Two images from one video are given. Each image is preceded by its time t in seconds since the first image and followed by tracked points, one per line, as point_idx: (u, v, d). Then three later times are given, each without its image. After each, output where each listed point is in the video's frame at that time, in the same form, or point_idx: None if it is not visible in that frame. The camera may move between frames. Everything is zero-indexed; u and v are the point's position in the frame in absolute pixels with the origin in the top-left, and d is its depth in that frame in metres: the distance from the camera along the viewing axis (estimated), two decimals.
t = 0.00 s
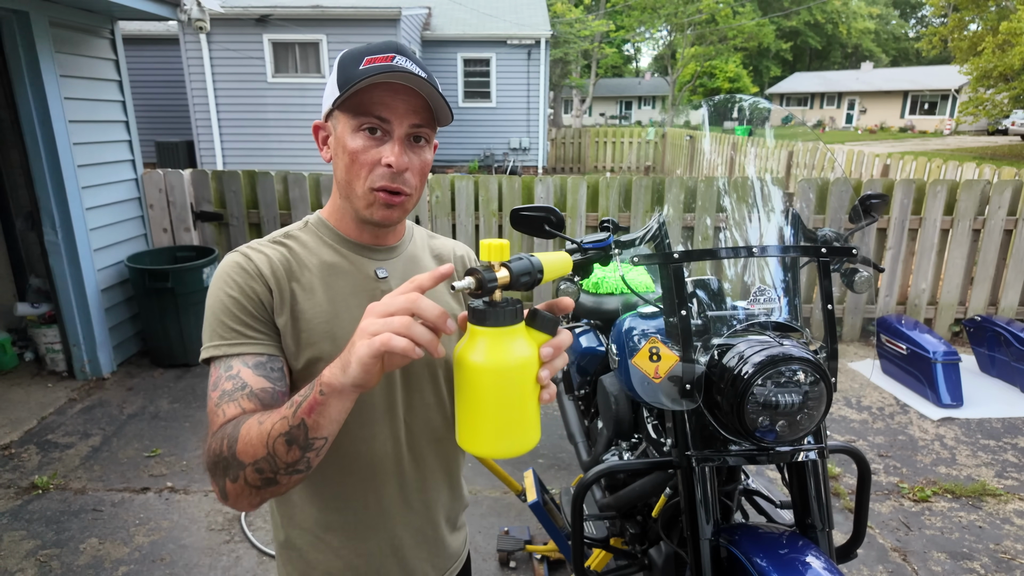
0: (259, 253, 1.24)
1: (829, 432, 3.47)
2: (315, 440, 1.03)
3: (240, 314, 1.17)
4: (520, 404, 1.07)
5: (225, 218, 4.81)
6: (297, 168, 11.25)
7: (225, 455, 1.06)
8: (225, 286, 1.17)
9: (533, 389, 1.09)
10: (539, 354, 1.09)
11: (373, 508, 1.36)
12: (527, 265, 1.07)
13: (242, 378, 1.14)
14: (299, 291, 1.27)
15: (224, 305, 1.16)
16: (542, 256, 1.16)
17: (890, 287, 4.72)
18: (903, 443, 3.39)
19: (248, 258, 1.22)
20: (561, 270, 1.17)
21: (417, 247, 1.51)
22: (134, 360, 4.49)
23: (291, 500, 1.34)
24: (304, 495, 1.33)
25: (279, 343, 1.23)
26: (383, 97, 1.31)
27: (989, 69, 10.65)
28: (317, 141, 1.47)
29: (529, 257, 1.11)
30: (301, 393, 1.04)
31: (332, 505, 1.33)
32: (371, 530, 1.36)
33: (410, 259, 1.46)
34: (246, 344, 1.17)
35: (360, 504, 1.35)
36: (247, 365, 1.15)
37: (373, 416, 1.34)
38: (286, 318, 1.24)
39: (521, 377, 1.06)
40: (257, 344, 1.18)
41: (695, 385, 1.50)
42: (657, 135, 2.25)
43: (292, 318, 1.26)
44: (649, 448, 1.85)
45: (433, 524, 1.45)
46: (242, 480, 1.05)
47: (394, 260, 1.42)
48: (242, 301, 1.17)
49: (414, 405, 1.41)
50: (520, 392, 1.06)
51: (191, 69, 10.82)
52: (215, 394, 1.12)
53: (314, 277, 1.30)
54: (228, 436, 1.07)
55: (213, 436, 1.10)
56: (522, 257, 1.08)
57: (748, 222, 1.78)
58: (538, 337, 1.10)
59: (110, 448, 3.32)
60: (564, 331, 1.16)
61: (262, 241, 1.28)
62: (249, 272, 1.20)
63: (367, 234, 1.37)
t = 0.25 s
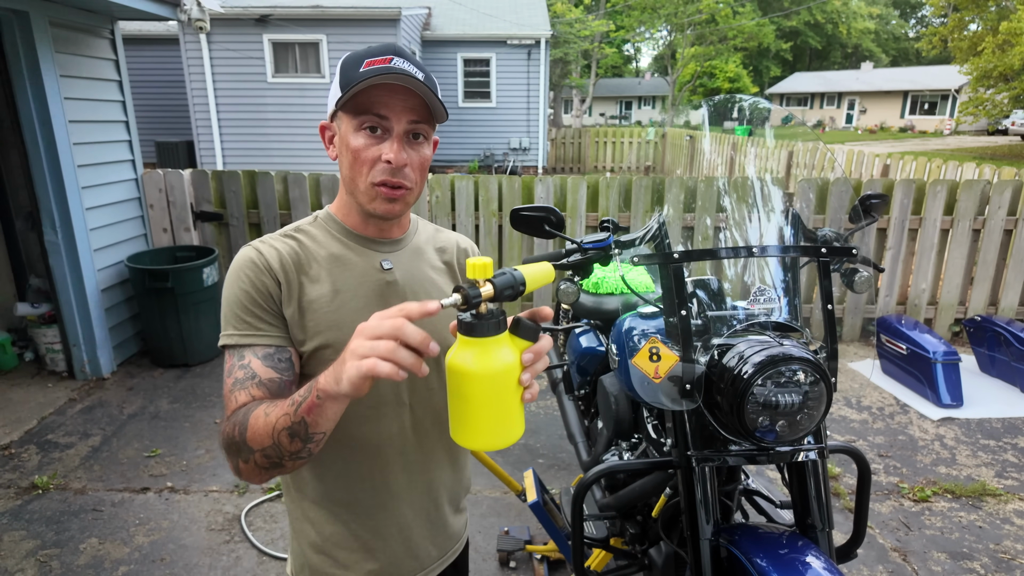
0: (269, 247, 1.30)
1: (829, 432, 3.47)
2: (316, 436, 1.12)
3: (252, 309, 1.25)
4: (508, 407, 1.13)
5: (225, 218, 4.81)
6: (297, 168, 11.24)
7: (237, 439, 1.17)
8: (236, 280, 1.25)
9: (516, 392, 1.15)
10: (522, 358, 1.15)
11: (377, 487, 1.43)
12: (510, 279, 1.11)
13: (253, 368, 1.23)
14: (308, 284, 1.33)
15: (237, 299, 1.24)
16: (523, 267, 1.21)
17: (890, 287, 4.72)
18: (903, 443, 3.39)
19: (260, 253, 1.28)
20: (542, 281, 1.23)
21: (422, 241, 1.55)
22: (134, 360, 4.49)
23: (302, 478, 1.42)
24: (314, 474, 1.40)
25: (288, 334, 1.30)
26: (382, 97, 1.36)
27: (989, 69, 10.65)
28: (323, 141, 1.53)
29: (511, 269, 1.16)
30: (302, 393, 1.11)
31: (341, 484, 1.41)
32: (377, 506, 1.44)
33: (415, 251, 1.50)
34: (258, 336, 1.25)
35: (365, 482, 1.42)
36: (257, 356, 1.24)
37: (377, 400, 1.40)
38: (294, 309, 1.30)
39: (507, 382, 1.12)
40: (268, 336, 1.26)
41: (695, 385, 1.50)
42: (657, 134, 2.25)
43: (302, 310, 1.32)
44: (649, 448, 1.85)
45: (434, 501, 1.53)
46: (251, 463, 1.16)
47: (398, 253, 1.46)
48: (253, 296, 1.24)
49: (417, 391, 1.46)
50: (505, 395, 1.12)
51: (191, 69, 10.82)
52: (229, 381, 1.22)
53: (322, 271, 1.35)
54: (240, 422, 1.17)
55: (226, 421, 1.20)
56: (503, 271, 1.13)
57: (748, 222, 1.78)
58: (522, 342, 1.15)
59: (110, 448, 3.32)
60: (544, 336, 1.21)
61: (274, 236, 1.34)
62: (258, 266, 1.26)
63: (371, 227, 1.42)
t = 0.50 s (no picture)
0: (275, 244, 1.33)
1: (829, 432, 3.47)
2: (318, 416, 1.15)
3: (260, 302, 1.28)
4: (504, 387, 1.15)
5: (225, 218, 4.81)
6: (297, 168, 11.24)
7: (244, 423, 1.21)
8: (244, 276, 1.28)
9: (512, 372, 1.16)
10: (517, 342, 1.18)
11: (380, 471, 1.45)
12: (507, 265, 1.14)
13: (260, 358, 1.26)
14: (314, 279, 1.35)
15: (246, 293, 1.27)
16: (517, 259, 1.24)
17: (890, 287, 4.72)
18: (903, 443, 3.39)
19: (266, 250, 1.31)
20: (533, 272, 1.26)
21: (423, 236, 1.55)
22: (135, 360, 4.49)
23: (308, 460, 1.44)
24: (318, 456, 1.42)
25: (295, 327, 1.33)
26: (381, 98, 1.37)
27: (989, 69, 10.65)
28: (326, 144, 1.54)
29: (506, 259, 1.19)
30: (303, 378, 1.14)
31: (344, 466, 1.42)
32: (380, 489, 1.45)
33: (415, 246, 1.51)
34: (265, 328, 1.28)
35: (368, 466, 1.43)
36: (264, 347, 1.27)
37: (380, 385, 1.41)
38: (299, 303, 1.33)
39: (503, 363, 1.14)
40: (275, 328, 1.29)
41: (695, 385, 1.50)
42: (657, 134, 2.25)
43: (308, 303, 1.34)
44: (648, 448, 1.84)
45: (435, 483, 1.55)
46: (259, 445, 1.21)
47: (400, 249, 1.47)
48: (260, 291, 1.27)
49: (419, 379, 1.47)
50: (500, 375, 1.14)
51: (191, 69, 10.83)
52: (237, 369, 1.25)
53: (328, 266, 1.37)
54: (245, 407, 1.21)
55: (233, 407, 1.24)
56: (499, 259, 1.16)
57: (748, 222, 1.78)
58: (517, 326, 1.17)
59: (110, 448, 3.32)
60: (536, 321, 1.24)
61: (281, 233, 1.37)
62: (265, 262, 1.29)
63: (372, 225, 1.42)
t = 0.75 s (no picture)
0: (282, 239, 1.35)
1: (829, 432, 3.47)
2: (328, 412, 1.20)
3: (267, 294, 1.31)
4: (499, 389, 1.27)
5: (225, 218, 4.81)
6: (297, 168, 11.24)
7: (253, 411, 1.24)
8: (253, 269, 1.31)
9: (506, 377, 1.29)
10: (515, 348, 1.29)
11: (377, 455, 1.46)
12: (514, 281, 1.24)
13: (267, 349, 1.29)
14: (319, 272, 1.37)
15: (254, 285, 1.31)
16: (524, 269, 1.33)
17: (890, 287, 4.72)
18: (903, 443, 3.39)
19: (274, 244, 1.33)
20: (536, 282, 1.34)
21: (426, 234, 1.56)
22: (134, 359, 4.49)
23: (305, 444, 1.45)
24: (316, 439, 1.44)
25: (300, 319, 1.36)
26: (384, 106, 1.40)
27: (989, 69, 10.65)
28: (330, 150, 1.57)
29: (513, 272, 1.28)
30: (314, 376, 1.17)
31: (341, 449, 1.44)
32: (376, 471, 1.46)
33: (418, 243, 1.52)
34: (273, 320, 1.31)
35: (366, 450, 1.45)
36: (271, 338, 1.30)
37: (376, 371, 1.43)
38: (305, 296, 1.36)
39: (501, 369, 1.26)
40: (281, 319, 1.32)
41: (695, 385, 1.50)
42: (657, 134, 2.25)
43: (313, 296, 1.37)
44: (648, 448, 1.84)
45: (431, 468, 1.56)
46: (267, 433, 1.24)
47: (402, 247, 1.48)
48: (268, 284, 1.30)
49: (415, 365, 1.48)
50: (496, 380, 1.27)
51: (191, 69, 10.82)
52: (246, 358, 1.29)
53: (333, 261, 1.39)
54: (254, 396, 1.24)
55: (241, 394, 1.27)
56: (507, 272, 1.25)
57: (748, 222, 1.78)
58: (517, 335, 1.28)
59: (110, 448, 3.32)
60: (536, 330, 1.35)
61: (288, 228, 1.39)
62: (272, 256, 1.32)
63: (375, 223, 1.44)
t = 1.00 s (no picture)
0: (288, 234, 1.36)
1: (829, 432, 3.47)
2: (323, 407, 1.28)
3: (271, 286, 1.33)
4: (488, 394, 1.32)
5: (225, 218, 4.81)
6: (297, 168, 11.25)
7: (253, 397, 1.32)
8: (258, 262, 1.33)
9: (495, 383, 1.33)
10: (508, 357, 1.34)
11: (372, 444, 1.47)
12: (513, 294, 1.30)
13: (266, 339, 1.33)
14: (322, 266, 1.38)
15: (259, 276, 1.33)
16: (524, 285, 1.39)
17: (890, 287, 4.72)
18: (903, 443, 3.39)
19: (280, 237, 1.35)
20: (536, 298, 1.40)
21: (429, 231, 1.56)
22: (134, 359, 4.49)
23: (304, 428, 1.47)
24: (314, 424, 1.45)
25: (302, 312, 1.37)
26: (390, 106, 1.40)
27: (989, 69, 10.65)
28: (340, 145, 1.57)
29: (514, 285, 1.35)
30: (311, 376, 1.25)
31: (339, 434, 1.45)
32: (372, 457, 1.47)
33: (421, 241, 1.52)
34: (275, 311, 1.33)
35: (361, 438, 1.46)
36: (272, 329, 1.33)
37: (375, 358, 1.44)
38: (307, 290, 1.37)
39: (491, 375, 1.31)
40: (283, 311, 1.34)
41: (695, 385, 1.50)
42: (657, 135, 2.26)
43: (315, 289, 1.37)
44: (649, 448, 1.84)
45: (427, 461, 1.56)
46: (264, 418, 1.32)
47: (405, 244, 1.48)
48: (272, 277, 1.32)
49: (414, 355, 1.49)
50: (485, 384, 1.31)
51: (191, 69, 10.82)
52: (247, 345, 1.34)
53: (336, 255, 1.39)
54: (254, 384, 1.32)
55: (244, 379, 1.34)
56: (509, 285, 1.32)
57: (748, 222, 1.78)
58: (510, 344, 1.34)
59: (110, 448, 3.32)
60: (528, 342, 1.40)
61: (295, 222, 1.40)
62: (277, 250, 1.33)
63: (379, 219, 1.45)
